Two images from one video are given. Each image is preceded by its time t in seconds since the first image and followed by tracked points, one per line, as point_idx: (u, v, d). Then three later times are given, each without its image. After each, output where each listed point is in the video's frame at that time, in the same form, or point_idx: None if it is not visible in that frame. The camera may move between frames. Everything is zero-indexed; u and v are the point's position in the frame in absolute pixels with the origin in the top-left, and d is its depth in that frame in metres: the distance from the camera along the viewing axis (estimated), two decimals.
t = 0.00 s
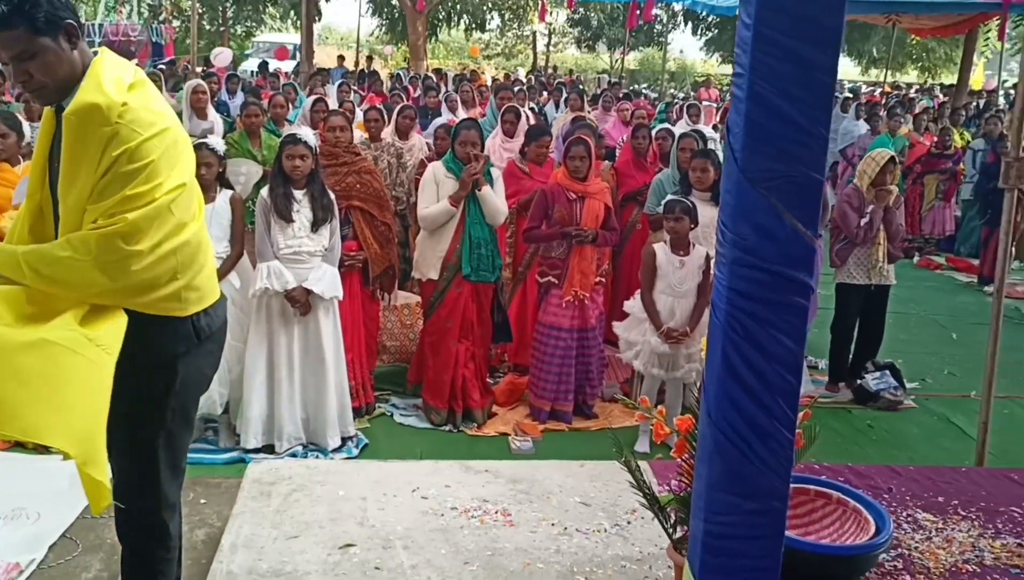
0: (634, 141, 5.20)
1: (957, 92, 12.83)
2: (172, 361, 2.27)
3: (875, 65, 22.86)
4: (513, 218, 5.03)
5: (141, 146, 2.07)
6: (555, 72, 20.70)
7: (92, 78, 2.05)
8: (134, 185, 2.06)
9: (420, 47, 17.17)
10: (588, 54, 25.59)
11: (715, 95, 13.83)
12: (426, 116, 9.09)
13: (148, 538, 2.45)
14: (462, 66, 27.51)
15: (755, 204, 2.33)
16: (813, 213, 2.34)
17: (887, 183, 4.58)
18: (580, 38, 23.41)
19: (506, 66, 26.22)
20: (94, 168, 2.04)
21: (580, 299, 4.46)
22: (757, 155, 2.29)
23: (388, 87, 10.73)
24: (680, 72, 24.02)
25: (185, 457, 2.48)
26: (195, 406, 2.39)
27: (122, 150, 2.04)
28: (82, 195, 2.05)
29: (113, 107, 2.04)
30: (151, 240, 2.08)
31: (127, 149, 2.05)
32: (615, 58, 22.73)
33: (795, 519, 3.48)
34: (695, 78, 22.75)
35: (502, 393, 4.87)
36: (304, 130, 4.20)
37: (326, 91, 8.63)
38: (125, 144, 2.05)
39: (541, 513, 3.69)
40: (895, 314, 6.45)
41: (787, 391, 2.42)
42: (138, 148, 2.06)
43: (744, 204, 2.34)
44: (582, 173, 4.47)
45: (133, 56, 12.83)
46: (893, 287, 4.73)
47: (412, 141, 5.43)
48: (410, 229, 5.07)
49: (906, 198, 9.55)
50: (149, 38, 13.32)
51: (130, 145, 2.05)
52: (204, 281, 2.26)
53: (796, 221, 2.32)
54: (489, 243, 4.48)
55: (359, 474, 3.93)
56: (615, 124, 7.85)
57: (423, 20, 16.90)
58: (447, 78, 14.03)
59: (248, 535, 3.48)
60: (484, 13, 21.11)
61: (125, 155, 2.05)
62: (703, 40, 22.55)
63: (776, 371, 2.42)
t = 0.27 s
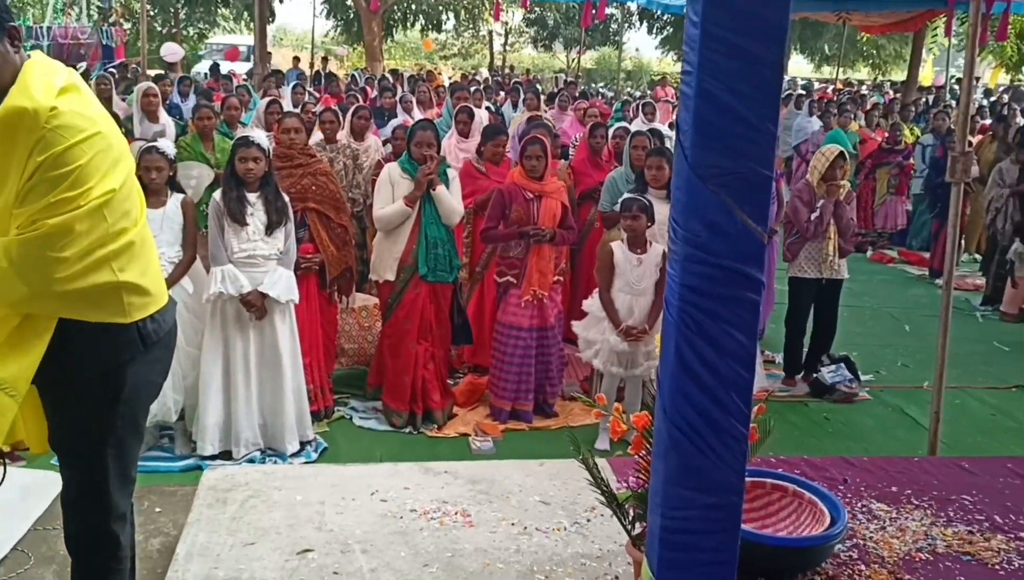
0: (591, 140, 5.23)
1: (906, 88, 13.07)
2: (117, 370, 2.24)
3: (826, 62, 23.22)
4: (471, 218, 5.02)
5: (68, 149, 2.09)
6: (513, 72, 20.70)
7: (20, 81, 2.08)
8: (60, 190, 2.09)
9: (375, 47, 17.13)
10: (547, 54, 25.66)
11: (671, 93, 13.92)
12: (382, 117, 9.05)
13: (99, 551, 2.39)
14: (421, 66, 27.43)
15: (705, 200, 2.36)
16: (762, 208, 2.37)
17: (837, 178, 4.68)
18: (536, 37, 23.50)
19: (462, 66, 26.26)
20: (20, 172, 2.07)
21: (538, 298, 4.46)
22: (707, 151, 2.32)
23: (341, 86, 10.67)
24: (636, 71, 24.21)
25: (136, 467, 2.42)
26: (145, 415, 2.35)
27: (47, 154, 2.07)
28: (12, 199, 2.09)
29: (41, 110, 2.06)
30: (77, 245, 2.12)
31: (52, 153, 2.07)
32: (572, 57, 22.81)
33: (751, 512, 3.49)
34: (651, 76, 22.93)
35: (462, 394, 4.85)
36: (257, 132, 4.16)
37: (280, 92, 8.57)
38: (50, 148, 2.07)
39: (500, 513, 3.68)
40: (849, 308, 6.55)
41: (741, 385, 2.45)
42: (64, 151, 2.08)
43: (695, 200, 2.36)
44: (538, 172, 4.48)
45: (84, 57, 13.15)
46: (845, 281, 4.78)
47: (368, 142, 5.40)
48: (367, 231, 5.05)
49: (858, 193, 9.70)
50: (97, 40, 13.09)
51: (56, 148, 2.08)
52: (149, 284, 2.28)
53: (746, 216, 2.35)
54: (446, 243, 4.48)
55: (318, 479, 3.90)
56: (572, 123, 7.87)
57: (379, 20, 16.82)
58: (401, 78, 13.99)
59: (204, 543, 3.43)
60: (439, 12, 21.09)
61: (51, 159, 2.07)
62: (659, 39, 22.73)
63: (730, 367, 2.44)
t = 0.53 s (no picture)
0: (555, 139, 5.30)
1: (864, 85, 13.24)
2: (75, 377, 2.21)
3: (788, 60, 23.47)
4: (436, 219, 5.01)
5: (22, 155, 2.06)
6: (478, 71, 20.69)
7: None
8: (17, 199, 2.06)
9: (338, 48, 17.06)
10: (512, 54, 25.69)
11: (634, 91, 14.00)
12: (344, 118, 9.01)
13: (59, 562, 2.34)
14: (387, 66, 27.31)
15: (667, 197, 2.49)
16: (722, 207, 2.51)
17: (797, 174, 4.72)
18: (500, 37, 23.53)
19: (426, 67, 26.24)
20: None
21: (505, 298, 4.46)
22: (666, 149, 2.46)
23: (301, 87, 10.61)
24: (601, 70, 24.32)
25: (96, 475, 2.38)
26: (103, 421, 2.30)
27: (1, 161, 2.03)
28: None
29: None
30: (35, 255, 2.10)
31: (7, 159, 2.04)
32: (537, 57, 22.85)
33: (717, 507, 3.51)
34: (615, 75, 23.05)
35: (430, 396, 4.84)
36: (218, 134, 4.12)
37: (241, 94, 8.50)
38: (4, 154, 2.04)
39: (468, 514, 3.67)
40: (813, 303, 6.61)
41: (702, 380, 2.56)
42: (19, 158, 2.05)
43: (656, 197, 2.49)
44: (503, 172, 4.48)
45: (39, 60, 13.22)
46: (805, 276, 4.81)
47: (331, 144, 5.37)
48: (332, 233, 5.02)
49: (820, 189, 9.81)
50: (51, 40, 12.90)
51: (11, 154, 2.04)
52: (109, 292, 2.27)
53: (704, 213, 2.49)
54: (411, 243, 4.46)
55: (283, 484, 3.87)
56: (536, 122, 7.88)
57: (341, 20, 16.74)
58: (363, 78, 13.91)
59: (168, 550, 3.39)
60: (401, 13, 21.05)
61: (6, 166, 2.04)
62: (624, 38, 22.84)
63: (691, 361, 2.56)
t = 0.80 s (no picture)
0: (523, 139, 5.31)
1: (827, 83, 13.40)
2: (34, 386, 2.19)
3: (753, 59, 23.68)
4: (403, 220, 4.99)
5: None
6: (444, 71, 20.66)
7: None
8: None
9: (303, 49, 16.96)
10: (480, 55, 25.69)
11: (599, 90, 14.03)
12: (309, 120, 8.96)
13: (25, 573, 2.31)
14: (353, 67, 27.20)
15: (629, 197, 2.49)
16: (685, 205, 2.52)
17: (760, 172, 4.78)
18: (466, 37, 23.47)
19: (393, 68, 26.19)
20: None
21: (473, 299, 4.46)
22: (628, 148, 2.46)
23: (265, 88, 10.53)
24: (568, 70, 24.39)
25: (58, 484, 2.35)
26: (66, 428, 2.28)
27: None
28: None
29: None
30: None
31: None
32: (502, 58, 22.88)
33: (685, 504, 3.52)
34: (582, 74, 23.13)
35: (398, 397, 4.82)
36: (180, 136, 4.08)
37: (204, 96, 8.42)
38: None
39: (436, 515, 3.66)
40: (779, 299, 6.67)
41: (667, 376, 2.58)
42: None
43: (619, 196, 2.50)
44: (469, 172, 4.47)
45: None
46: (769, 273, 4.87)
47: (296, 145, 5.34)
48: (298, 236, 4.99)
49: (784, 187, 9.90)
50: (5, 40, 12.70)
51: None
52: (74, 295, 2.22)
53: (667, 212, 2.51)
54: (378, 244, 4.44)
55: (250, 488, 3.83)
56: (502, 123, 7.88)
57: (306, 21, 16.69)
58: (327, 79, 13.84)
59: (132, 558, 3.34)
60: (367, 13, 20.97)
61: None
62: (590, 39, 22.94)
63: (656, 359, 2.57)
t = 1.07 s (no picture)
0: (494, 139, 5.31)
1: (794, 82, 13.51)
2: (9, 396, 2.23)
3: (722, 58, 23.82)
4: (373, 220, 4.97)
5: None
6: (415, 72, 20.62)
7: None
8: None
9: (271, 50, 16.86)
10: (451, 56, 25.67)
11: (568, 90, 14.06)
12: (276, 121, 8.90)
13: None
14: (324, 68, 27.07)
15: (596, 194, 2.50)
16: (652, 202, 2.53)
17: (727, 170, 4.82)
18: (435, 37, 23.41)
19: (362, 69, 26.10)
20: None
21: (444, 298, 4.45)
22: (594, 146, 2.47)
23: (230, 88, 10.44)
24: (537, 69, 24.41)
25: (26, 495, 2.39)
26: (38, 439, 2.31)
27: None
28: None
29: None
30: None
31: None
32: (472, 58, 22.86)
33: (655, 501, 3.53)
34: (553, 74, 23.16)
35: (370, 399, 4.80)
36: (146, 138, 4.04)
37: (170, 97, 8.34)
38: None
39: (408, 516, 3.65)
40: (749, 296, 6.71)
41: (636, 374, 2.58)
42: None
43: (585, 194, 2.50)
44: (438, 172, 4.47)
45: None
46: (737, 269, 4.88)
47: (265, 147, 5.31)
48: (267, 237, 4.95)
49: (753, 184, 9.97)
50: None
51: None
52: (42, 298, 2.25)
53: (634, 209, 2.51)
54: (348, 245, 4.43)
55: (219, 492, 3.80)
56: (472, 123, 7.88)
57: (273, 22, 16.61)
58: (294, 79, 13.75)
59: (99, 564, 3.30)
60: (335, 13, 20.87)
61: None
62: (560, 39, 23.00)
63: (624, 356, 2.58)
